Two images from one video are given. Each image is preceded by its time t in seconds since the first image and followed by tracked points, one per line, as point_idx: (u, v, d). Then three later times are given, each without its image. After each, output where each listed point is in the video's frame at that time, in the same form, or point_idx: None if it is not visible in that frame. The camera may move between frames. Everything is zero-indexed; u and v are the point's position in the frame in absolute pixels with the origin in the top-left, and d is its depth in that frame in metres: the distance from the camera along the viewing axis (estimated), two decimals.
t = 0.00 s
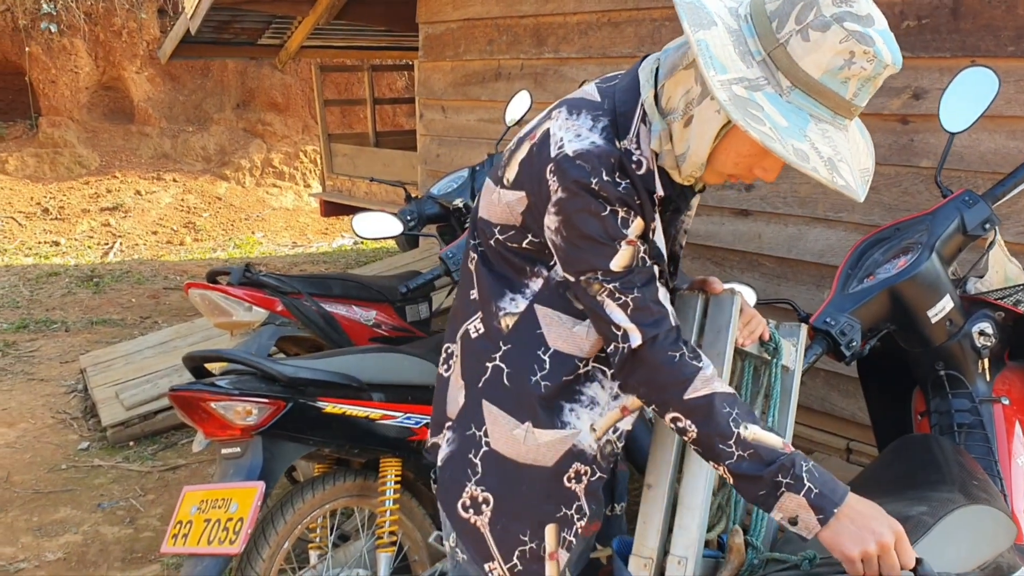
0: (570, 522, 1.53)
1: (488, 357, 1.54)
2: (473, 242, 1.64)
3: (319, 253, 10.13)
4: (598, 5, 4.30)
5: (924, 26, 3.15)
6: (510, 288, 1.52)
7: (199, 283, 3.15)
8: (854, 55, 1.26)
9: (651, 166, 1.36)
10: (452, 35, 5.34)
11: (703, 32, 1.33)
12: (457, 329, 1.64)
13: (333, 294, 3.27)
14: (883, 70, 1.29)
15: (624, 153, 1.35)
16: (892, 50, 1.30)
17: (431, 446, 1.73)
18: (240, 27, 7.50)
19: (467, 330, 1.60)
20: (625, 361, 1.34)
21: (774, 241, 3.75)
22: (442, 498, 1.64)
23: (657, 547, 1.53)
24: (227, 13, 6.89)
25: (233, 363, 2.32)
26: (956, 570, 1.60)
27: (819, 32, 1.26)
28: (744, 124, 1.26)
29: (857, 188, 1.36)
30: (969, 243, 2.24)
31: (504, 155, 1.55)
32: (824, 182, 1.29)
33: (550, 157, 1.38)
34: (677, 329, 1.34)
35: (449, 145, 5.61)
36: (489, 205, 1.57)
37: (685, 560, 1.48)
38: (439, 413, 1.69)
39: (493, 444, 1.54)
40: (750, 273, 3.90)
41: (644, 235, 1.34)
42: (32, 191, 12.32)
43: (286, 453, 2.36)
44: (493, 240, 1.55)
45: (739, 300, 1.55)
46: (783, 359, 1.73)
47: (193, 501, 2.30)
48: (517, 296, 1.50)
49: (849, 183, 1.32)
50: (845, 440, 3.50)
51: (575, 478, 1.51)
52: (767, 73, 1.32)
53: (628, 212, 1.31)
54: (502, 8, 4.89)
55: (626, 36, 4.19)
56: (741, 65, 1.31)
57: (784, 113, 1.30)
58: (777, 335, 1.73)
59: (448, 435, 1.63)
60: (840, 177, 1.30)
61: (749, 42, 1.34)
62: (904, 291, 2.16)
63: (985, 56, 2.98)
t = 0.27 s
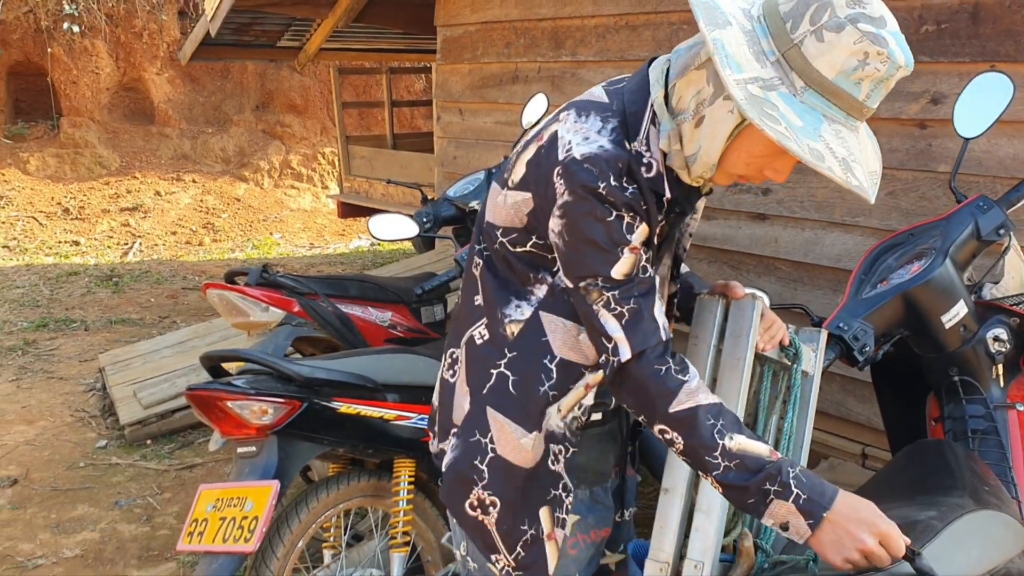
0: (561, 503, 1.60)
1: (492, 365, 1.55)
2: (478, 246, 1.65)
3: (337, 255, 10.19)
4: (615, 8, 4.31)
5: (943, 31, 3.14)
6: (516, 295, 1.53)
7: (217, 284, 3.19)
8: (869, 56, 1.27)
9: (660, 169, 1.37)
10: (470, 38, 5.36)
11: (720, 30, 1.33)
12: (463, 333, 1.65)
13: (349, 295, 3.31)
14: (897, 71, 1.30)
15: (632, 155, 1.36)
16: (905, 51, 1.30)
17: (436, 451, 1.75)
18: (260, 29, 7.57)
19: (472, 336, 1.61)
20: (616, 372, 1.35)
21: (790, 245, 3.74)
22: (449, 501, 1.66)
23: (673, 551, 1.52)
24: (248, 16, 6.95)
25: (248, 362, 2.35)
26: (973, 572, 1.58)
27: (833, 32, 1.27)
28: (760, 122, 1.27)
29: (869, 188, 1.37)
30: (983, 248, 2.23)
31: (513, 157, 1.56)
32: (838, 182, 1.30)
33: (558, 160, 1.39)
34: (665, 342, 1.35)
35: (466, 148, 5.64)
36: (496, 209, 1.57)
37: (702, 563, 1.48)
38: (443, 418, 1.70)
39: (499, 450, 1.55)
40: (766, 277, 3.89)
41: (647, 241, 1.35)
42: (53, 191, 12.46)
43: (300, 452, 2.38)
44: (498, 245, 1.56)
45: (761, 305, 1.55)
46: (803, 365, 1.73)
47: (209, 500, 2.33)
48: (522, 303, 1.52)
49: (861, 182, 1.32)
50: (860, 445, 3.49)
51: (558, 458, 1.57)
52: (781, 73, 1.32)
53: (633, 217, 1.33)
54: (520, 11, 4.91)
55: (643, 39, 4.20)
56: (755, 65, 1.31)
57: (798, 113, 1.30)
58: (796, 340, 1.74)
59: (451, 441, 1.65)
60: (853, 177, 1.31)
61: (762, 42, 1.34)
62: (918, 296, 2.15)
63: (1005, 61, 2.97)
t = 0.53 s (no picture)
0: (588, 523, 1.59)
1: (508, 388, 1.58)
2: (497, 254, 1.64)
3: (358, 257, 10.27)
4: (636, 11, 4.32)
5: (965, 34, 3.13)
6: (531, 313, 1.54)
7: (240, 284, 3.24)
8: (918, 71, 1.30)
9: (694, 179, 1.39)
10: (491, 42, 5.39)
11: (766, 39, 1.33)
12: (482, 345, 1.66)
13: (370, 296, 3.37)
14: (940, 87, 1.34)
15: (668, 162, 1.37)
16: (948, 67, 1.35)
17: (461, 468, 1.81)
18: (284, 33, 7.66)
19: (490, 355, 1.62)
20: (650, 383, 1.31)
21: (811, 249, 3.73)
22: (476, 528, 1.71)
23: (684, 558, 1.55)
24: (272, 20, 7.03)
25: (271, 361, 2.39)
26: None
27: (882, 46, 1.30)
28: (812, 137, 1.27)
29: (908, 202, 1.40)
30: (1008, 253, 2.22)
31: (537, 161, 1.56)
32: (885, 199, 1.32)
33: (592, 162, 1.39)
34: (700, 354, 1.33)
35: (487, 150, 5.67)
36: (518, 216, 1.57)
37: (713, 569, 1.51)
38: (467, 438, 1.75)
39: (521, 477, 1.58)
40: (786, 281, 3.88)
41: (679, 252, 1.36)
42: (80, 193, 12.65)
43: (319, 450, 2.42)
44: (521, 254, 1.55)
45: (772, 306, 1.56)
46: (814, 367, 1.73)
47: (230, 497, 2.36)
48: (537, 322, 1.53)
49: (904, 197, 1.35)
50: (881, 450, 3.48)
51: (581, 479, 1.56)
52: (827, 86, 1.34)
53: (670, 225, 1.32)
54: (542, 14, 4.94)
55: (663, 43, 4.20)
56: (802, 75, 1.32)
57: (844, 126, 1.32)
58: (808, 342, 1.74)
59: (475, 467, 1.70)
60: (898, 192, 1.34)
61: (806, 52, 1.35)
62: (939, 300, 2.15)
63: None
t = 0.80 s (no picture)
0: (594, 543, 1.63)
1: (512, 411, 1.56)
2: (496, 268, 1.61)
3: (372, 258, 10.33)
4: (648, 14, 4.34)
5: (976, 38, 3.13)
6: (536, 331, 1.52)
7: (254, 284, 3.29)
8: (932, 78, 1.33)
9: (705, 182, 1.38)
10: (504, 44, 5.43)
11: (783, 43, 1.32)
12: (485, 362, 1.63)
13: (381, 297, 3.42)
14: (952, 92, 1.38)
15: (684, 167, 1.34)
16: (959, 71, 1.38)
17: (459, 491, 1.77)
18: (298, 36, 7.72)
19: (490, 375, 1.61)
20: (693, 396, 1.29)
21: (822, 252, 3.74)
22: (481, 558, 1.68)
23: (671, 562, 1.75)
24: (287, 23, 7.09)
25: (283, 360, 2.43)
26: (987, 574, 1.65)
27: (898, 52, 1.33)
28: (830, 148, 1.28)
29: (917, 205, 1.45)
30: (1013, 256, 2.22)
31: (537, 171, 1.52)
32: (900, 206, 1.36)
33: (606, 169, 1.36)
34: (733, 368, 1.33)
35: (499, 153, 5.70)
36: (520, 231, 1.54)
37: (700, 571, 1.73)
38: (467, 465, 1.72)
39: (527, 503, 1.58)
40: (797, 284, 3.89)
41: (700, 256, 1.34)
42: (97, 194, 12.78)
43: (330, 448, 2.46)
44: (527, 268, 1.52)
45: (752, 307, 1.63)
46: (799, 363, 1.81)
47: (242, 494, 2.40)
48: (543, 340, 1.51)
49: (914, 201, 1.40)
50: (891, 452, 3.49)
51: (592, 499, 1.60)
52: (841, 92, 1.36)
53: (693, 230, 1.30)
54: (554, 18, 4.96)
55: (674, 46, 4.23)
56: (817, 83, 1.33)
57: (859, 134, 1.35)
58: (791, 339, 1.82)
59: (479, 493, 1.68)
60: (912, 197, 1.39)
61: (818, 57, 1.36)
62: (944, 302, 2.16)
63: None
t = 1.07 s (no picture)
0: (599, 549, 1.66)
1: (521, 422, 1.54)
2: (483, 278, 1.57)
3: (377, 258, 10.36)
4: (651, 13, 4.36)
5: (976, 37, 3.15)
6: (541, 340, 1.48)
7: (260, 282, 3.34)
8: (918, 82, 1.39)
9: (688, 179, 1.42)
10: (508, 44, 5.46)
11: (777, 45, 1.35)
12: (479, 375, 1.58)
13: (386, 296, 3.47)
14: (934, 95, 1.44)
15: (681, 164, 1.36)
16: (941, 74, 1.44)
17: (434, 516, 1.68)
18: (304, 37, 7.76)
19: (494, 389, 1.56)
20: (744, 380, 1.30)
21: (824, 250, 3.76)
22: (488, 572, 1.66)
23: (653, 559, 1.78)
24: (293, 23, 7.13)
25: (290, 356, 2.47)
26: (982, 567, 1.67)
27: (885, 56, 1.38)
28: (821, 154, 1.33)
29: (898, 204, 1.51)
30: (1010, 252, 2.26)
31: (525, 176, 1.47)
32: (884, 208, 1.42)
33: (609, 167, 1.34)
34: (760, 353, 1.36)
35: (504, 152, 5.73)
36: (512, 240, 1.49)
37: (682, 568, 1.76)
38: (449, 486, 1.66)
39: (535, 515, 1.57)
40: (799, 282, 3.91)
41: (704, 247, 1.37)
42: (104, 194, 12.84)
43: (334, 443, 2.49)
44: (524, 277, 1.47)
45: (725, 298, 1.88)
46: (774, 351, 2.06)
47: (249, 488, 2.43)
48: (549, 349, 1.48)
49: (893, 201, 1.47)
50: (892, 450, 3.51)
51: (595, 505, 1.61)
52: (829, 94, 1.41)
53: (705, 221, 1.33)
54: (557, 18, 4.99)
55: (677, 46, 4.25)
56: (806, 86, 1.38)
57: (846, 137, 1.40)
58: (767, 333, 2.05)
59: (476, 509, 1.62)
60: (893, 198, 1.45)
61: (807, 59, 1.40)
62: (942, 299, 2.18)
63: None
